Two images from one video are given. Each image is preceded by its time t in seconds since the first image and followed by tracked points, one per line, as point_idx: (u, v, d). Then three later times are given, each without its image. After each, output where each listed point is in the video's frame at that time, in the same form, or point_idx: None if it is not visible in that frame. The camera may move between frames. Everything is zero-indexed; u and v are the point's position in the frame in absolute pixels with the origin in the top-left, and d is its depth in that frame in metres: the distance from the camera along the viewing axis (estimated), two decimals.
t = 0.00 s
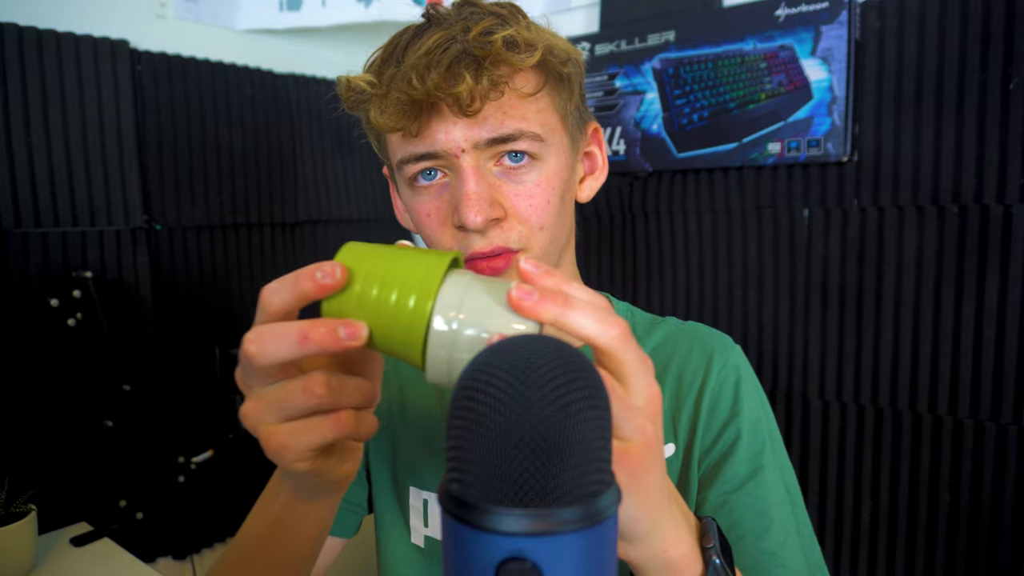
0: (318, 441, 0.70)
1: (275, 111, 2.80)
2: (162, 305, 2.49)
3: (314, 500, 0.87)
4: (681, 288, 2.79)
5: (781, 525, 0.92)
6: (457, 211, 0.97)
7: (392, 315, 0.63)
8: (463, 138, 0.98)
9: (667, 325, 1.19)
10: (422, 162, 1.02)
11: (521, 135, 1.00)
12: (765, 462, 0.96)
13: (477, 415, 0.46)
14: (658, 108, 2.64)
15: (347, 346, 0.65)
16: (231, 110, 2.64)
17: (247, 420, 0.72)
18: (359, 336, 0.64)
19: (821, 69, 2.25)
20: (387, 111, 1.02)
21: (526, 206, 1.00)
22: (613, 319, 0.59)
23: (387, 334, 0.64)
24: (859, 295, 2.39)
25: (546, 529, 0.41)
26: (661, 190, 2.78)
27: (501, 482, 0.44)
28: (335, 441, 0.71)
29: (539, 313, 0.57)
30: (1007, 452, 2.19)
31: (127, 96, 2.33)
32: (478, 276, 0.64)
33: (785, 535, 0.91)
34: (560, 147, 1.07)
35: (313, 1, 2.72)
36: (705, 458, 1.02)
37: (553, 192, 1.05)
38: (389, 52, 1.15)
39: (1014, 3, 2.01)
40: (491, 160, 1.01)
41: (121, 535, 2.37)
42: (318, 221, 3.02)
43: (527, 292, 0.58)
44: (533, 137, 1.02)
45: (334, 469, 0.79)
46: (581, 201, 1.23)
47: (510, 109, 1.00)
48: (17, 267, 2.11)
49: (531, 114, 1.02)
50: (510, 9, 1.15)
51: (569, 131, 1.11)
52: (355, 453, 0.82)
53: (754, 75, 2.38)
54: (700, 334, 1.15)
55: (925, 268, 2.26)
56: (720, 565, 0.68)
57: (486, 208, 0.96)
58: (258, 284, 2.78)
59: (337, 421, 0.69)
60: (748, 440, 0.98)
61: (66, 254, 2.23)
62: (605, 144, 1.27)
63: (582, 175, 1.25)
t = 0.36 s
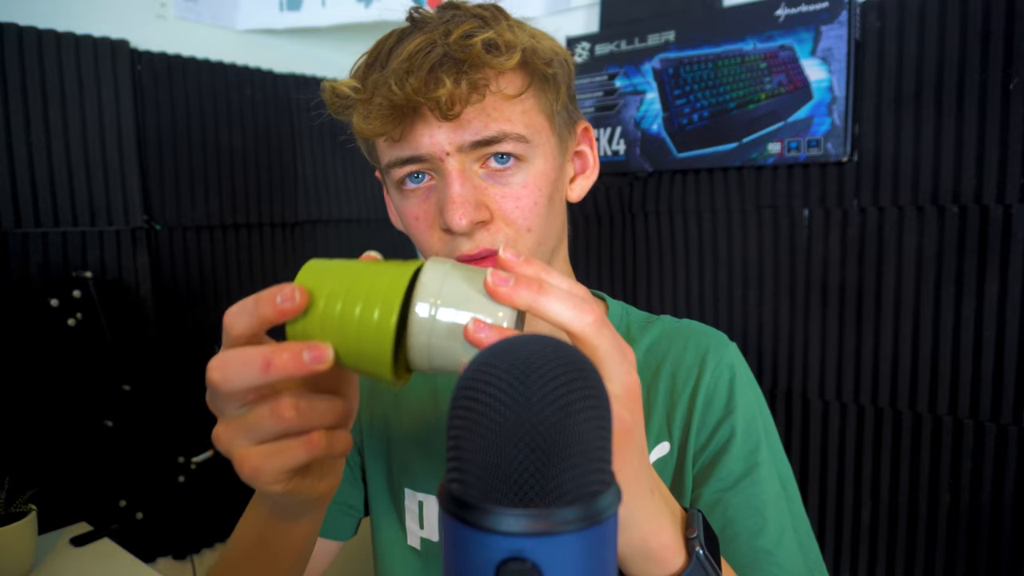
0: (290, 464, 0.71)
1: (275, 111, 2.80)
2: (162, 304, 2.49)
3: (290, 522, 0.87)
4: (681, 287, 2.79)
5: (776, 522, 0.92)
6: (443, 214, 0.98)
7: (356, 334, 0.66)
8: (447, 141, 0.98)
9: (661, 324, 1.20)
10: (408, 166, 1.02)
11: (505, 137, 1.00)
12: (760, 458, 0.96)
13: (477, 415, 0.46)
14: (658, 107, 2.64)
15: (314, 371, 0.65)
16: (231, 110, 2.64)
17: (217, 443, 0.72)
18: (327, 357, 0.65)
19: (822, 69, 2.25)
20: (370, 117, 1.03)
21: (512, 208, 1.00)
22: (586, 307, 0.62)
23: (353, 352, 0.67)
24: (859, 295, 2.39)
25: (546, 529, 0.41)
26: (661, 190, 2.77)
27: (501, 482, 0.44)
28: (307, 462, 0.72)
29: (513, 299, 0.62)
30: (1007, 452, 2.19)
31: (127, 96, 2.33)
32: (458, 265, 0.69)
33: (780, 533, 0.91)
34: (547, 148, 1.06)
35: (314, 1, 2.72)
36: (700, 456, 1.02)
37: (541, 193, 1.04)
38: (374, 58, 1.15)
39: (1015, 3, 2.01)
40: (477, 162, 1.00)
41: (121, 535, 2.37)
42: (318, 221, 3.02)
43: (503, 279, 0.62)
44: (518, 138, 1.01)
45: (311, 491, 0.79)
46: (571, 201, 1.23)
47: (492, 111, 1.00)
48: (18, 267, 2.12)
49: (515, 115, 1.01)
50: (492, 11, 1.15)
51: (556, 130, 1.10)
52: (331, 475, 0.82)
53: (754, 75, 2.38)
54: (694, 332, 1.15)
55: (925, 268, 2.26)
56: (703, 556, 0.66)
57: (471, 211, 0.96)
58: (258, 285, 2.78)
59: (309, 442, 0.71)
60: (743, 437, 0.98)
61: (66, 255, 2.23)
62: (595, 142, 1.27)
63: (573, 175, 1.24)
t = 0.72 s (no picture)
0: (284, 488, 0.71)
1: (275, 111, 2.80)
2: (162, 304, 2.49)
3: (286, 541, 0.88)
4: (681, 287, 2.79)
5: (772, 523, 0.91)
6: (435, 216, 0.98)
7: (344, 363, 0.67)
8: (437, 143, 0.98)
9: (658, 323, 1.20)
10: (399, 169, 1.02)
11: (495, 137, 1.00)
12: (756, 458, 0.95)
13: (476, 416, 0.46)
14: (658, 108, 2.63)
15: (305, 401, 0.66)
16: (231, 110, 2.65)
17: (214, 466, 0.73)
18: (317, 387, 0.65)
19: (822, 69, 2.25)
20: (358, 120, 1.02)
21: (504, 209, 1.00)
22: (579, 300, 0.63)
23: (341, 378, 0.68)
24: (859, 296, 2.40)
25: (546, 529, 0.41)
26: (661, 190, 2.77)
27: (501, 483, 0.44)
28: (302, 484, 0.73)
29: (505, 291, 0.62)
30: (1007, 453, 2.19)
31: (127, 96, 2.33)
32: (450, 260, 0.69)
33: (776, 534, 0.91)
34: (539, 147, 1.06)
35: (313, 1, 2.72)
36: (696, 456, 1.02)
37: (533, 193, 1.04)
38: (363, 60, 1.15)
39: (1014, 3, 2.01)
40: (468, 164, 1.00)
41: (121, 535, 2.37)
42: (318, 221, 3.02)
43: (495, 271, 0.63)
44: (509, 138, 1.01)
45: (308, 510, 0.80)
46: (564, 201, 1.22)
47: (481, 113, 0.99)
48: (18, 267, 2.12)
49: (505, 116, 1.01)
50: (481, 11, 1.14)
51: (547, 129, 1.10)
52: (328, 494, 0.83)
53: (754, 75, 2.38)
54: (690, 331, 1.15)
55: (924, 268, 2.26)
56: (695, 555, 0.67)
57: (462, 212, 0.97)
58: (257, 285, 2.78)
59: (302, 468, 0.71)
60: (739, 436, 0.98)
61: (66, 255, 2.23)
62: (588, 141, 1.27)
63: (566, 175, 1.24)
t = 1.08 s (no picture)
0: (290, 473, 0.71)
1: (275, 111, 2.80)
2: (162, 304, 2.49)
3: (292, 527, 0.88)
4: (681, 287, 2.79)
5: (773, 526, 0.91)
6: (432, 218, 0.98)
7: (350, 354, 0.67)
8: (433, 145, 0.98)
9: (659, 324, 1.20)
10: (397, 170, 1.02)
11: (492, 139, 1.00)
12: (757, 462, 0.95)
13: (477, 416, 0.46)
14: (658, 108, 2.63)
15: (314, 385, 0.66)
16: (231, 109, 2.65)
17: (222, 450, 0.73)
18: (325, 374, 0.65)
19: (822, 69, 2.25)
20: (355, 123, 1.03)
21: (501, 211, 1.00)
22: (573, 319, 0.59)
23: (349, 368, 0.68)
24: (859, 295, 2.40)
25: (545, 528, 0.41)
26: (661, 190, 2.77)
27: (501, 483, 0.44)
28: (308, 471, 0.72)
29: (496, 314, 0.59)
30: (1007, 453, 2.19)
31: (126, 95, 2.33)
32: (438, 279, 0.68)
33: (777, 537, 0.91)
34: (536, 147, 1.06)
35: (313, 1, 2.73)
36: (696, 458, 1.02)
37: (531, 194, 1.04)
38: (359, 62, 1.15)
39: (1014, 3, 2.01)
40: (465, 165, 1.00)
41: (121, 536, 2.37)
42: (318, 221, 3.02)
43: (485, 293, 0.60)
44: (505, 139, 1.00)
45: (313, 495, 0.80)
46: (563, 201, 1.22)
47: (478, 114, 0.99)
48: (18, 266, 2.12)
49: (501, 117, 1.01)
50: (476, 11, 1.14)
51: (544, 130, 1.10)
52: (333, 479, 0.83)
53: (754, 75, 2.38)
54: (690, 333, 1.15)
55: (924, 268, 2.26)
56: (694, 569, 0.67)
57: (459, 214, 0.96)
58: (257, 285, 2.78)
59: (308, 454, 0.71)
60: (740, 440, 0.98)
61: (66, 254, 2.23)
62: (587, 141, 1.26)
63: (564, 175, 1.23)
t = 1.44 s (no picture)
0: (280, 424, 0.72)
1: (275, 111, 2.81)
2: (162, 304, 2.49)
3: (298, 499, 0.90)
4: (681, 287, 2.79)
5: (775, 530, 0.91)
6: (446, 219, 0.98)
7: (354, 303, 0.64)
8: (448, 145, 0.98)
9: (664, 325, 1.20)
10: (409, 170, 1.02)
11: (507, 140, 1.00)
12: (763, 466, 0.95)
13: (477, 415, 0.46)
14: (658, 108, 2.64)
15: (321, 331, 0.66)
16: (231, 109, 2.65)
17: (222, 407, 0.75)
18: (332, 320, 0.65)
19: (822, 69, 2.25)
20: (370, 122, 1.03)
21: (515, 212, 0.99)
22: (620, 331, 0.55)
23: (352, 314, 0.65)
24: (858, 295, 2.40)
25: (545, 529, 0.41)
26: (661, 190, 2.77)
27: (501, 483, 0.44)
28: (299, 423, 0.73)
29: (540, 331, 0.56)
30: (1006, 453, 2.19)
31: (126, 95, 2.33)
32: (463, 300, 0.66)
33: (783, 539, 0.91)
34: (549, 149, 1.06)
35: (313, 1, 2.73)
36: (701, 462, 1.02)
37: (543, 196, 1.04)
38: (372, 59, 1.15)
39: (1015, 3, 2.01)
40: (479, 165, 1.00)
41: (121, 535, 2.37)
42: (318, 221, 3.02)
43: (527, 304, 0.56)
44: (520, 140, 1.01)
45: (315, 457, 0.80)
46: (573, 202, 1.22)
47: (493, 114, 1.00)
48: (17, 267, 2.11)
49: (516, 118, 1.01)
50: (491, 12, 1.15)
51: (557, 131, 1.10)
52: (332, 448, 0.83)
53: (754, 75, 2.38)
54: (697, 336, 1.15)
55: (924, 268, 2.26)
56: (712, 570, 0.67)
57: (474, 215, 0.96)
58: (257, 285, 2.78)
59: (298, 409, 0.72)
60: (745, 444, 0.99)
61: (66, 254, 2.23)
62: (596, 142, 1.26)
63: (573, 176, 1.23)
